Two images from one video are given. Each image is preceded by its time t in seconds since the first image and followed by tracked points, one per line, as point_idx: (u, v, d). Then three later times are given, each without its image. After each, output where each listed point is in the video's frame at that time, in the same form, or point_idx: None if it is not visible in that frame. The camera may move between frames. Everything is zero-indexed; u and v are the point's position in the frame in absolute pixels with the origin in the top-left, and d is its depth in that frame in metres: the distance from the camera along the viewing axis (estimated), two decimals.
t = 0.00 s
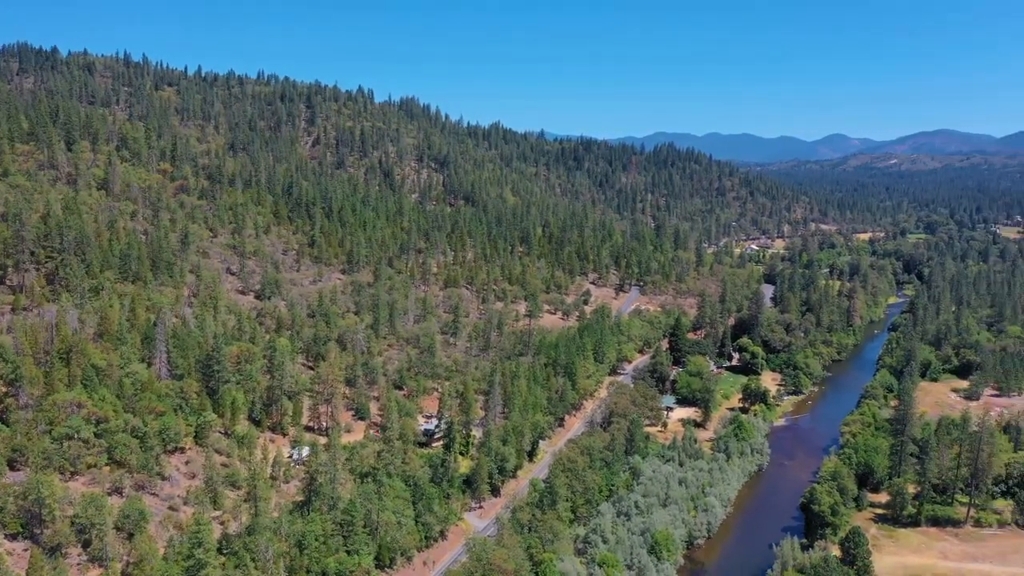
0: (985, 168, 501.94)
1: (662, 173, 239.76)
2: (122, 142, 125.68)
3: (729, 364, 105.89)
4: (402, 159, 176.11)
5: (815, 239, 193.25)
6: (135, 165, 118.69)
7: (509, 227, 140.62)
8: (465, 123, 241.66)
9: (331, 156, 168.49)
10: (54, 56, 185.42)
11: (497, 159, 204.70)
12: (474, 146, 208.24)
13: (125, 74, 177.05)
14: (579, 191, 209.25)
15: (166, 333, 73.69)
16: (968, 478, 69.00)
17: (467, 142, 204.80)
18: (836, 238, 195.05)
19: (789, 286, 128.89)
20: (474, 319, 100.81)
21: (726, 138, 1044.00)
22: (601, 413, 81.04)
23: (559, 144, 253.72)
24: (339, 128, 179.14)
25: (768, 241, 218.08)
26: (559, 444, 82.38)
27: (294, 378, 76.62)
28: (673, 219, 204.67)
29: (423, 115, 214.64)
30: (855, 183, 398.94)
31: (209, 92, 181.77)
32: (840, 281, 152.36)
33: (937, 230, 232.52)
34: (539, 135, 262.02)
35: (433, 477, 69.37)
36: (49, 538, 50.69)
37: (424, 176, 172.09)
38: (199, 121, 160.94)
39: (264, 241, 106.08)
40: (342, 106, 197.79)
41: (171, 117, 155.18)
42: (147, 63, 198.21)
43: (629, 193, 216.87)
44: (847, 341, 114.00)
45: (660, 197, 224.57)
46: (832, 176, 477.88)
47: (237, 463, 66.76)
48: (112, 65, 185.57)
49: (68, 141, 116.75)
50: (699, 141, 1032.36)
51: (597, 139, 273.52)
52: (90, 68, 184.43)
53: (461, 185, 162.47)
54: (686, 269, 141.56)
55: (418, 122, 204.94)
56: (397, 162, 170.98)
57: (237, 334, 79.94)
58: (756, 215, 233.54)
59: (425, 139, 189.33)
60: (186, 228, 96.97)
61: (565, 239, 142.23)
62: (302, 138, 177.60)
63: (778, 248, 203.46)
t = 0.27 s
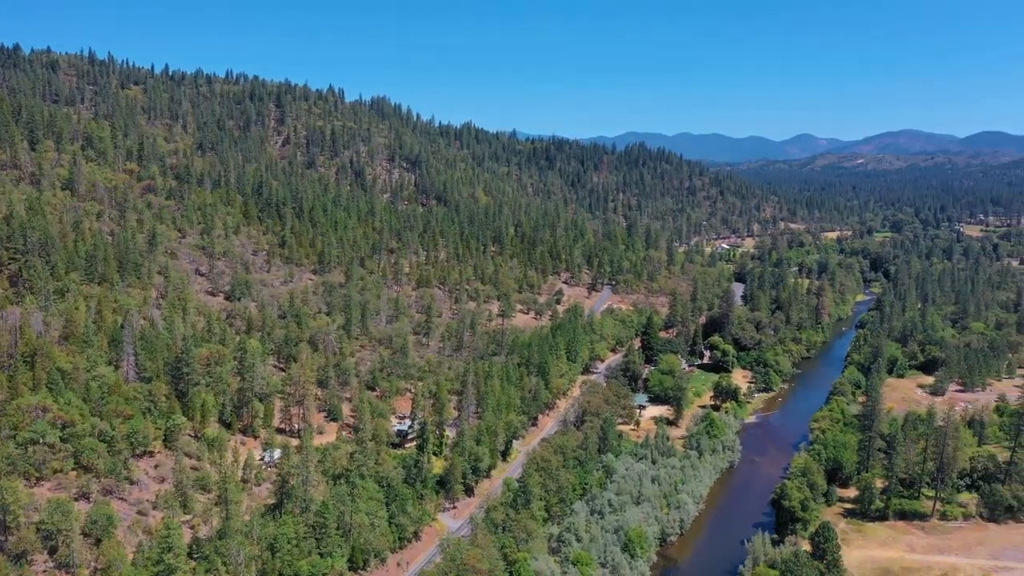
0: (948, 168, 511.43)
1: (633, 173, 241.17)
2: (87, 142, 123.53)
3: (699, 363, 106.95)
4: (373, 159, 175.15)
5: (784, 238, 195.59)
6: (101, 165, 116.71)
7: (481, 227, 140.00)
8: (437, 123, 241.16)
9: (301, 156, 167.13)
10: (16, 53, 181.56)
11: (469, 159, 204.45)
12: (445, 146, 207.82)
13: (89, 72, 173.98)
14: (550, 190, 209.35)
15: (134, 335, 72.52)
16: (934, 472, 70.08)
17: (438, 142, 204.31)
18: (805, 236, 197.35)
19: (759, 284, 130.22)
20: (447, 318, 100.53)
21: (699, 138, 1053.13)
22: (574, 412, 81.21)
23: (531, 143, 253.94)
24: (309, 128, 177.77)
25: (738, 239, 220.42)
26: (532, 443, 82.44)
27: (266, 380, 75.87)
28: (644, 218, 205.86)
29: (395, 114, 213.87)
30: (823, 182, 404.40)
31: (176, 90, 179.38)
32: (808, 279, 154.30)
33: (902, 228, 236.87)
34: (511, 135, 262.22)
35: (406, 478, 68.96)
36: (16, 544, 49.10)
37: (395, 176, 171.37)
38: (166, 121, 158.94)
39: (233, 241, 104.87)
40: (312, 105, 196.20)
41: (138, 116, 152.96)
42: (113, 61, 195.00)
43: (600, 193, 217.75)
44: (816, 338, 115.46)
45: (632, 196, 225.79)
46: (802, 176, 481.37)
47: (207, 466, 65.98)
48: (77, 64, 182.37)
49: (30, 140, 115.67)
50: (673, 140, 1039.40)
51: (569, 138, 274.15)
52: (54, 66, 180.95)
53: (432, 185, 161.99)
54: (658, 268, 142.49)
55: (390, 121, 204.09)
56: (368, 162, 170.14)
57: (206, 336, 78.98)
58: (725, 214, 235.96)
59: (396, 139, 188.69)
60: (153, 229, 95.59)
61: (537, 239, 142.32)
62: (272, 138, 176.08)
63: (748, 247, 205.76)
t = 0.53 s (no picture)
0: (908, 168, 522.08)
1: (601, 172, 242.37)
2: (45, 141, 121.05)
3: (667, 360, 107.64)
4: (340, 159, 173.90)
5: (749, 237, 198.11)
6: (60, 165, 114.42)
7: (449, 227, 139.43)
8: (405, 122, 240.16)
9: (267, 155, 165.55)
10: None
11: (436, 158, 203.92)
12: (413, 145, 207.05)
13: (48, 70, 170.37)
14: (518, 190, 209.19)
15: (95, 338, 71.23)
16: (896, 466, 71.36)
17: (405, 141, 203.36)
18: (769, 235, 199.57)
19: (725, 282, 131.69)
20: (415, 319, 100.20)
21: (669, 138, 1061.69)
22: (543, 411, 81.40)
23: (498, 143, 253.83)
24: (274, 127, 176.02)
25: (704, 239, 222.97)
26: (502, 443, 82.43)
27: (231, 383, 74.92)
28: (612, 217, 207.07)
29: (361, 114, 212.76)
30: (787, 181, 410.15)
31: (138, 89, 176.53)
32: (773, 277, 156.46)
33: (864, 227, 241.49)
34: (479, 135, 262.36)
35: (375, 480, 68.43)
36: None
37: (362, 176, 170.35)
38: (128, 120, 156.48)
39: (198, 242, 103.44)
40: (278, 104, 194.30)
41: (98, 115, 150.24)
42: (72, 58, 191.10)
43: (568, 192, 218.48)
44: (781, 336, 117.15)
45: (599, 196, 226.66)
46: (769, 176, 485.00)
47: (172, 471, 64.89)
48: (34, 61, 178.54)
49: None
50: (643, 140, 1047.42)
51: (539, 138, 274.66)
52: (11, 63, 176.98)
53: (400, 185, 161.36)
54: (626, 267, 143.45)
55: (357, 121, 202.95)
56: (335, 162, 169.09)
57: (170, 338, 77.91)
58: (692, 213, 238.15)
59: (363, 138, 187.86)
60: (115, 230, 94.02)
61: (506, 238, 142.36)
62: (236, 137, 174.08)
63: (714, 246, 207.95)
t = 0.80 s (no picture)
0: (868, 168, 531.79)
1: (567, 172, 243.33)
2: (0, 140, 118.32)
3: (635, 359, 108.05)
4: (305, 158, 172.39)
5: (714, 236, 200.42)
6: (16, 165, 111.92)
7: (416, 227, 139.05)
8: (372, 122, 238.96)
9: (230, 155, 163.71)
10: None
11: (402, 158, 203.31)
12: (379, 145, 206.07)
13: (3, 67, 166.38)
14: (485, 190, 209.32)
15: (54, 342, 69.82)
16: (858, 461, 72.60)
17: (371, 141, 202.32)
18: (733, 235, 202.45)
19: (691, 281, 133.01)
20: (382, 319, 99.75)
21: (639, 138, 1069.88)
22: (511, 411, 81.42)
23: (465, 143, 253.81)
24: (238, 126, 174.02)
25: (670, 238, 225.14)
26: (470, 443, 82.30)
27: (195, 386, 73.88)
28: (579, 216, 208.08)
29: (327, 113, 211.15)
30: (752, 181, 415.43)
31: (97, 88, 173.40)
32: (738, 275, 158.41)
33: (826, 225, 245.82)
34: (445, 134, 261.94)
35: (342, 481, 67.81)
36: None
37: (328, 175, 169.11)
38: (86, 119, 153.76)
39: (160, 243, 101.90)
40: (241, 103, 192.22)
41: (55, 113, 147.25)
42: (29, 56, 187.07)
43: (535, 192, 219.12)
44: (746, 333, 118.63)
45: (566, 195, 227.60)
46: (737, 176, 488.63)
47: (134, 476, 63.72)
48: None
49: None
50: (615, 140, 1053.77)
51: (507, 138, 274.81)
52: None
53: (366, 185, 160.51)
54: (593, 266, 144.21)
55: (322, 120, 201.55)
56: (300, 162, 167.65)
57: (131, 341, 76.67)
58: (658, 212, 240.04)
59: (329, 138, 186.58)
60: (73, 231, 92.18)
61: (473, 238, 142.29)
62: (199, 137, 171.76)
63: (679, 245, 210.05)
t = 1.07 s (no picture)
0: (830, 168, 540.93)
1: (533, 172, 243.92)
2: None
3: (601, 357, 108.56)
4: (269, 158, 170.55)
5: (679, 235, 202.40)
6: None
7: (381, 227, 138.44)
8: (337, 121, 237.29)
9: (191, 155, 161.46)
10: None
11: (367, 158, 202.27)
12: (343, 144, 204.69)
13: None
14: (450, 189, 209.02)
15: (9, 346, 68.09)
16: (820, 456, 73.80)
17: (335, 140, 200.84)
18: (697, 234, 204.73)
19: (656, 279, 134.26)
20: (348, 320, 99.16)
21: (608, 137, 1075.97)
22: (478, 411, 81.35)
23: (430, 142, 253.24)
24: (199, 125, 171.63)
25: (635, 237, 226.99)
26: (437, 443, 82.13)
27: (156, 389, 72.61)
28: (544, 216, 208.66)
29: (290, 112, 209.11)
30: (715, 180, 420.40)
31: (53, 86, 169.74)
32: (702, 274, 160.10)
33: (787, 224, 249.83)
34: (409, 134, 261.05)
35: (308, 484, 67.13)
36: None
37: (292, 175, 167.53)
38: (42, 118, 150.60)
39: (119, 244, 100.03)
40: (202, 102, 189.60)
41: (9, 112, 143.83)
42: None
43: (501, 192, 219.40)
44: (710, 331, 120.11)
45: (532, 194, 228.12)
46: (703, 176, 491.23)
47: (94, 481, 62.27)
48: None
49: None
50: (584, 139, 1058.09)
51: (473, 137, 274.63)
52: None
53: (331, 185, 159.36)
54: (559, 266, 144.81)
55: (285, 119, 199.73)
56: (263, 162, 165.87)
57: (90, 345, 75.14)
58: (623, 211, 241.57)
59: (292, 137, 184.93)
60: (29, 232, 90.07)
61: (439, 238, 141.96)
62: (159, 136, 169.04)
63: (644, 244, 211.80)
